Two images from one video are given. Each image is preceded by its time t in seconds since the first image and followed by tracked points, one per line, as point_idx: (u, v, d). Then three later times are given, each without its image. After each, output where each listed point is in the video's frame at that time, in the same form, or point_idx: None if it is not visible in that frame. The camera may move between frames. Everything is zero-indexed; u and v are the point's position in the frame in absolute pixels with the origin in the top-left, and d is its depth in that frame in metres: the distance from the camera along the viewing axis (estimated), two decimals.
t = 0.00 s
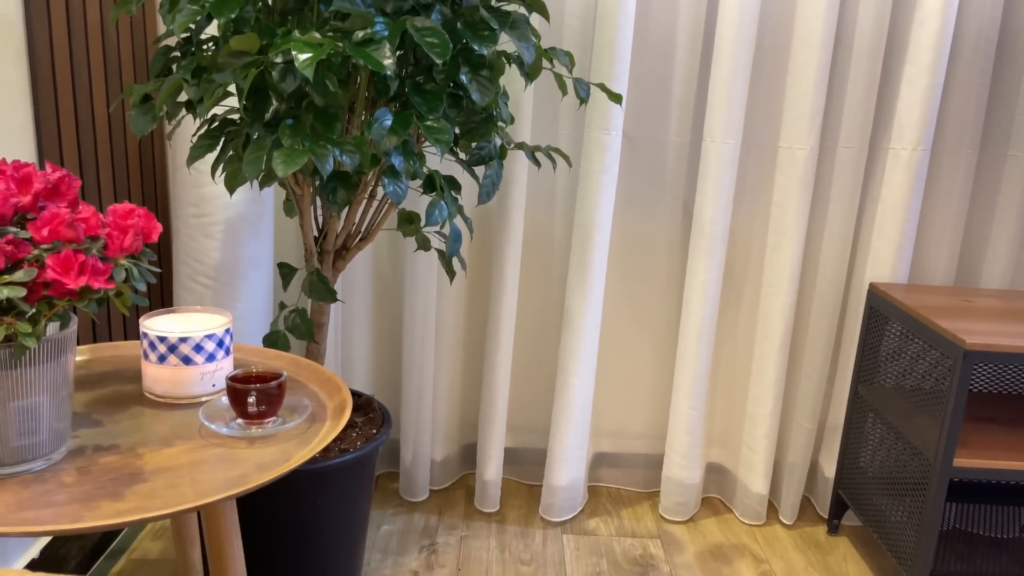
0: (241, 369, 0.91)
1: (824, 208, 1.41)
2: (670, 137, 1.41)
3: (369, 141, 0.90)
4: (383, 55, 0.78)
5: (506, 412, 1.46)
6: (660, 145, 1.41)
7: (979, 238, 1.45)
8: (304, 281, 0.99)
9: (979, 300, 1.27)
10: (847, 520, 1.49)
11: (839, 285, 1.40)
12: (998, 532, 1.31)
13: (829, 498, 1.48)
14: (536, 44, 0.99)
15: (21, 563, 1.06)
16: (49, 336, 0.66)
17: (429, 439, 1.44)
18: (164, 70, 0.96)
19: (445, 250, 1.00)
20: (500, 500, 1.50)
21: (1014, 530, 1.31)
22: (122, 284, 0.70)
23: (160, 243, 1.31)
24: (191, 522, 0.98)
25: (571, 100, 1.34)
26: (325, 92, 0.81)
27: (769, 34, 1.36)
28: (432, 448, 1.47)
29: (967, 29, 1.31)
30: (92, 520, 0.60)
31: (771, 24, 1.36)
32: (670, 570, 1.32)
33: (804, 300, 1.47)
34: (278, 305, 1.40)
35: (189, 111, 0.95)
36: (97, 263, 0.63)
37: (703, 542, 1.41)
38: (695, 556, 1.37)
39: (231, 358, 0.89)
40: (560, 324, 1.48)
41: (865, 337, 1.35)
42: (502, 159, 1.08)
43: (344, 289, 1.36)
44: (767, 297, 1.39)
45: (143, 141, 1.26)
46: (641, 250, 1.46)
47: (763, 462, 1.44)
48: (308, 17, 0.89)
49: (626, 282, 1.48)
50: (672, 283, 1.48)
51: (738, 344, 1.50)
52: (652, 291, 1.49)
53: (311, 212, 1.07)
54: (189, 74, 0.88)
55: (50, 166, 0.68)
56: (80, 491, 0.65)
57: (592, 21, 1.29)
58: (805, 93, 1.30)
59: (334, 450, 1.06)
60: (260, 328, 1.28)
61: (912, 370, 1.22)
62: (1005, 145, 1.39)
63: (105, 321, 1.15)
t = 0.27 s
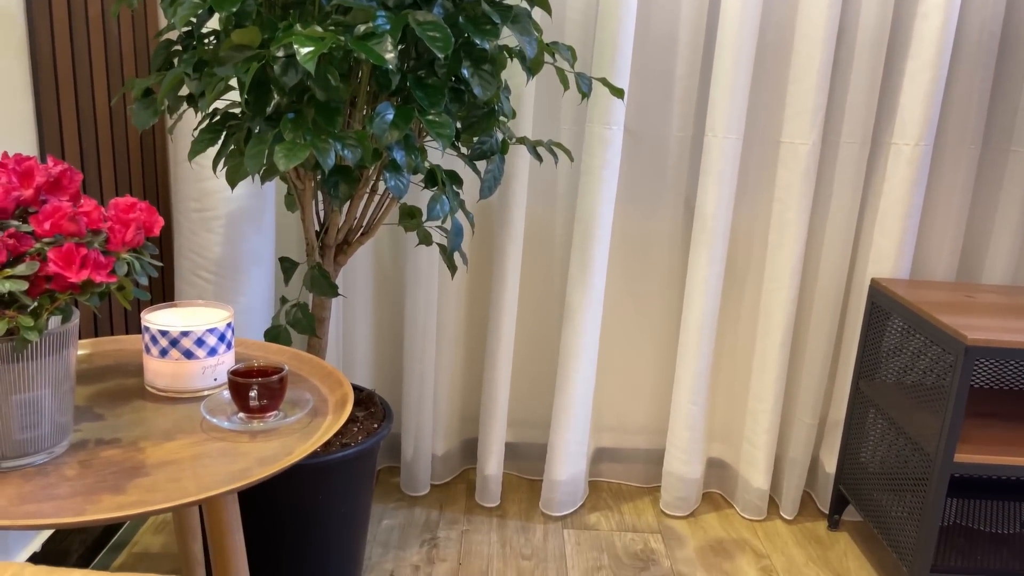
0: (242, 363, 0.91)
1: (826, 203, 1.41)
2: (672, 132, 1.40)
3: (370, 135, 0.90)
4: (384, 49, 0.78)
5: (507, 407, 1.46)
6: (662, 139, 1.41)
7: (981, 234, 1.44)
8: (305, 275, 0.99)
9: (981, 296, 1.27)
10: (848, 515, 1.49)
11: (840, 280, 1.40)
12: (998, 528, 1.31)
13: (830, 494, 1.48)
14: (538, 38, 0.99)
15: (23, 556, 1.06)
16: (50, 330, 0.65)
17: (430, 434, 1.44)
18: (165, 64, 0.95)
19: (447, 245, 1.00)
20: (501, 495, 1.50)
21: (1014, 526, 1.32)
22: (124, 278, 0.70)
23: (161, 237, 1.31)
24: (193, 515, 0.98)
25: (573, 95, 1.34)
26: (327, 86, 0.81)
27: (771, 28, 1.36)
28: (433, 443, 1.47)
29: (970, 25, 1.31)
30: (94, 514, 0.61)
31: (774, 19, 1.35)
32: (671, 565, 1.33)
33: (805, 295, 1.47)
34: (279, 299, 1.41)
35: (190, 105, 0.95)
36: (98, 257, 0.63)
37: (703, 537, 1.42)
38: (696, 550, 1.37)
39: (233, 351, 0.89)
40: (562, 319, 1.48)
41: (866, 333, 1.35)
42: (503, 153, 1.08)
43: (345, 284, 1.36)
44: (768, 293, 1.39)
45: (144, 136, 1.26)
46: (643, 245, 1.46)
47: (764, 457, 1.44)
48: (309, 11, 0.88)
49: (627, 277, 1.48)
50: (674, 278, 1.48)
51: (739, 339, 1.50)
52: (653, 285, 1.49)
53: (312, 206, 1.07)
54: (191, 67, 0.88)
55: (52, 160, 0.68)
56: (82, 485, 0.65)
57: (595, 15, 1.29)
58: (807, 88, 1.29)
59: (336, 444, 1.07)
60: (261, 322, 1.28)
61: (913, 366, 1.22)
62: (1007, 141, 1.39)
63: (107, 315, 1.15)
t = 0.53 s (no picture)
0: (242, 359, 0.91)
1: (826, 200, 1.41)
2: (672, 129, 1.40)
3: (370, 132, 0.90)
4: (384, 45, 0.78)
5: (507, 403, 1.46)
6: (661, 136, 1.41)
7: (981, 231, 1.44)
8: (305, 272, 0.99)
9: (980, 293, 1.27)
10: (847, 512, 1.49)
11: (840, 277, 1.40)
12: (997, 524, 1.31)
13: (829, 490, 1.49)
14: (538, 35, 0.99)
15: (23, 553, 1.06)
16: (49, 326, 0.65)
17: (430, 430, 1.44)
18: (164, 60, 0.95)
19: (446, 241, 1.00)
20: (501, 491, 1.50)
21: (1013, 522, 1.32)
22: (123, 274, 0.70)
23: (160, 233, 1.31)
24: (193, 512, 0.98)
25: (573, 91, 1.34)
26: (326, 83, 0.81)
27: (771, 25, 1.35)
28: (432, 440, 1.47)
29: (970, 22, 1.31)
30: (94, 510, 0.61)
31: (774, 16, 1.35)
32: (670, 561, 1.33)
33: (805, 292, 1.47)
34: (278, 296, 1.40)
35: (189, 101, 0.95)
36: (97, 253, 0.63)
37: (702, 534, 1.42)
38: (695, 547, 1.37)
39: (232, 347, 0.89)
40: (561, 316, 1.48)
41: (866, 330, 1.35)
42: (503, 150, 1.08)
43: (344, 280, 1.36)
44: (768, 290, 1.39)
45: (143, 132, 1.26)
46: (643, 242, 1.46)
47: (764, 454, 1.44)
48: (308, 7, 0.88)
49: (627, 274, 1.48)
50: (673, 275, 1.48)
51: (738, 335, 1.50)
52: (653, 282, 1.49)
53: (312, 203, 1.07)
54: (190, 63, 0.88)
55: (51, 155, 0.68)
56: (81, 481, 0.65)
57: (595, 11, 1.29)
58: (807, 85, 1.29)
59: (335, 441, 1.07)
60: (260, 319, 1.28)
61: (913, 363, 1.22)
62: (1008, 138, 1.38)
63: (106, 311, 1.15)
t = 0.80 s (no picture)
0: (240, 358, 0.91)
1: (825, 198, 1.41)
2: (671, 127, 1.40)
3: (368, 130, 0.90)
4: (382, 43, 0.78)
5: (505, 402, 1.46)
6: (660, 134, 1.41)
7: (979, 229, 1.44)
8: (303, 270, 0.99)
9: (979, 291, 1.27)
10: (845, 510, 1.49)
11: (839, 276, 1.40)
12: (996, 522, 1.31)
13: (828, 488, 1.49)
14: (536, 33, 0.99)
15: (21, 551, 1.06)
16: (47, 325, 0.65)
17: (428, 429, 1.44)
18: (162, 59, 0.95)
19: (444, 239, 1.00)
20: (499, 490, 1.50)
21: (1012, 520, 1.32)
22: (121, 273, 0.70)
23: (159, 232, 1.31)
24: (191, 510, 0.98)
25: (571, 90, 1.34)
26: (324, 81, 0.81)
27: (770, 23, 1.35)
28: (431, 438, 1.47)
29: (969, 20, 1.31)
30: (91, 509, 0.60)
31: (773, 14, 1.35)
32: (669, 560, 1.33)
33: (803, 290, 1.47)
34: (277, 294, 1.40)
35: (187, 99, 0.95)
36: (95, 252, 0.63)
37: (701, 532, 1.42)
38: (694, 545, 1.37)
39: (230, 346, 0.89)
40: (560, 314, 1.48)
41: (864, 328, 1.35)
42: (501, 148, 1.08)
43: (343, 279, 1.36)
44: (767, 288, 1.39)
45: (141, 130, 1.26)
46: (641, 240, 1.46)
47: (762, 452, 1.44)
48: (306, 5, 0.88)
49: (625, 272, 1.48)
50: (672, 273, 1.48)
51: (737, 334, 1.50)
52: (651, 280, 1.48)
53: (310, 201, 1.07)
54: (188, 62, 0.88)
55: (48, 154, 0.68)
56: (79, 479, 0.65)
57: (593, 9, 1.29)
58: (806, 83, 1.29)
59: (334, 440, 1.07)
60: (259, 317, 1.28)
61: (911, 361, 1.22)
62: (1006, 136, 1.38)
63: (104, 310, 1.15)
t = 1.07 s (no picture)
0: (238, 358, 0.91)
1: (823, 198, 1.41)
2: (669, 127, 1.40)
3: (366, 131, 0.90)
4: (379, 44, 0.77)
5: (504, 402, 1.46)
6: (658, 134, 1.41)
7: (976, 229, 1.45)
8: (301, 271, 0.99)
9: (977, 290, 1.27)
10: (844, 509, 1.50)
11: (836, 275, 1.40)
12: (994, 522, 1.31)
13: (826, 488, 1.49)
14: (534, 33, 0.99)
15: (19, 552, 1.06)
16: (45, 326, 0.65)
17: (427, 429, 1.44)
18: (160, 59, 0.95)
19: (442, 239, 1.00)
20: (498, 490, 1.50)
21: (1010, 519, 1.32)
22: (119, 274, 0.70)
23: (157, 232, 1.30)
24: (190, 511, 0.98)
25: (569, 90, 1.34)
26: (322, 81, 0.81)
27: (768, 23, 1.35)
28: (430, 438, 1.47)
29: (966, 20, 1.31)
30: (89, 510, 0.60)
31: (771, 14, 1.35)
32: (668, 559, 1.33)
33: (802, 290, 1.47)
34: (275, 295, 1.40)
35: (185, 100, 0.95)
36: (93, 253, 0.63)
37: (700, 532, 1.42)
38: (692, 545, 1.38)
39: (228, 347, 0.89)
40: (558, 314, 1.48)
41: (863, 328, 1.35)
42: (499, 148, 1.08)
43: (341, 279, 1.36)
44: (765, 288, 1.39)
45: (139, 130, 1.26)
46: (639, 240, 1.46)
47: (761, 452, 1.45)
48: (304, 5, 0.88)
49: (624, 271, 1.48)
50: (670, 273, 1.48)
51: (735, 333, 1.50)
52: (649, 280, 1.49)
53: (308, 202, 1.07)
54: (186, 62, 0.87)
55: (46, 155, 0.68)
56: (77, 480, 0.65)
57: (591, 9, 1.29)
58: (804, 83, 1.29)
59: (332, 440, 1.07)
60: (257, 318, 1.28)
61: (909, 361, 1.22)
62: (1003, 136, 1.39)
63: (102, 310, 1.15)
